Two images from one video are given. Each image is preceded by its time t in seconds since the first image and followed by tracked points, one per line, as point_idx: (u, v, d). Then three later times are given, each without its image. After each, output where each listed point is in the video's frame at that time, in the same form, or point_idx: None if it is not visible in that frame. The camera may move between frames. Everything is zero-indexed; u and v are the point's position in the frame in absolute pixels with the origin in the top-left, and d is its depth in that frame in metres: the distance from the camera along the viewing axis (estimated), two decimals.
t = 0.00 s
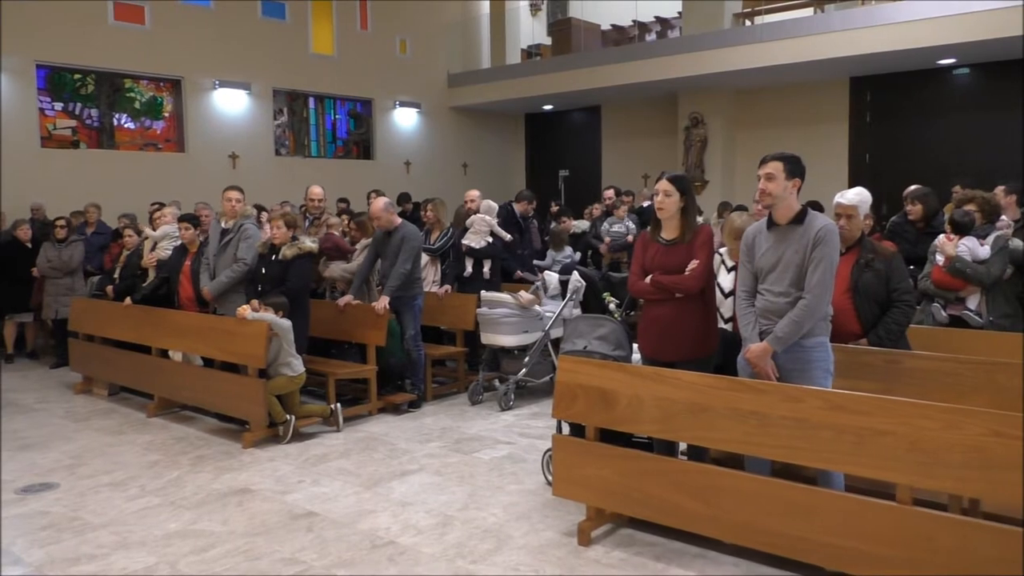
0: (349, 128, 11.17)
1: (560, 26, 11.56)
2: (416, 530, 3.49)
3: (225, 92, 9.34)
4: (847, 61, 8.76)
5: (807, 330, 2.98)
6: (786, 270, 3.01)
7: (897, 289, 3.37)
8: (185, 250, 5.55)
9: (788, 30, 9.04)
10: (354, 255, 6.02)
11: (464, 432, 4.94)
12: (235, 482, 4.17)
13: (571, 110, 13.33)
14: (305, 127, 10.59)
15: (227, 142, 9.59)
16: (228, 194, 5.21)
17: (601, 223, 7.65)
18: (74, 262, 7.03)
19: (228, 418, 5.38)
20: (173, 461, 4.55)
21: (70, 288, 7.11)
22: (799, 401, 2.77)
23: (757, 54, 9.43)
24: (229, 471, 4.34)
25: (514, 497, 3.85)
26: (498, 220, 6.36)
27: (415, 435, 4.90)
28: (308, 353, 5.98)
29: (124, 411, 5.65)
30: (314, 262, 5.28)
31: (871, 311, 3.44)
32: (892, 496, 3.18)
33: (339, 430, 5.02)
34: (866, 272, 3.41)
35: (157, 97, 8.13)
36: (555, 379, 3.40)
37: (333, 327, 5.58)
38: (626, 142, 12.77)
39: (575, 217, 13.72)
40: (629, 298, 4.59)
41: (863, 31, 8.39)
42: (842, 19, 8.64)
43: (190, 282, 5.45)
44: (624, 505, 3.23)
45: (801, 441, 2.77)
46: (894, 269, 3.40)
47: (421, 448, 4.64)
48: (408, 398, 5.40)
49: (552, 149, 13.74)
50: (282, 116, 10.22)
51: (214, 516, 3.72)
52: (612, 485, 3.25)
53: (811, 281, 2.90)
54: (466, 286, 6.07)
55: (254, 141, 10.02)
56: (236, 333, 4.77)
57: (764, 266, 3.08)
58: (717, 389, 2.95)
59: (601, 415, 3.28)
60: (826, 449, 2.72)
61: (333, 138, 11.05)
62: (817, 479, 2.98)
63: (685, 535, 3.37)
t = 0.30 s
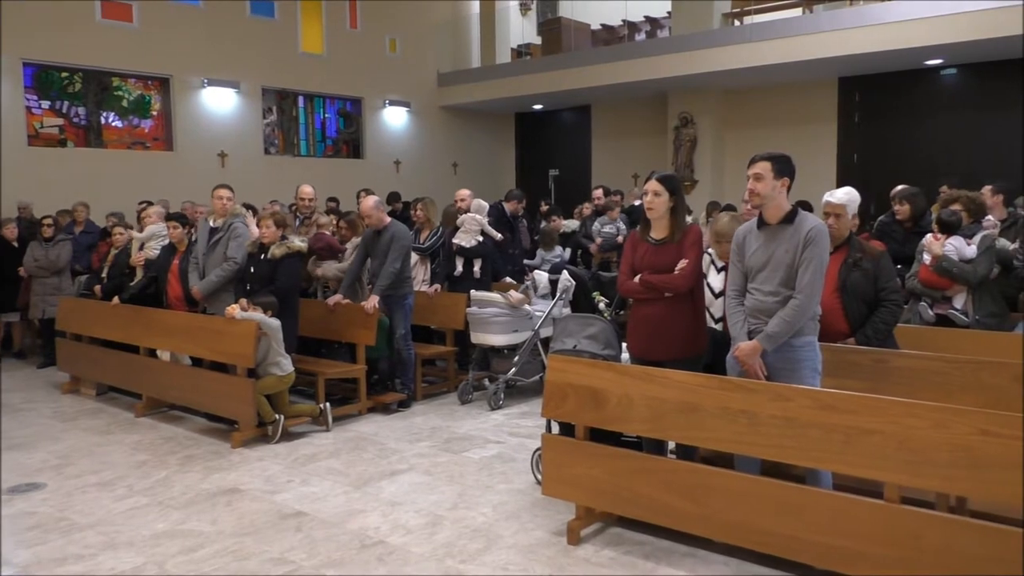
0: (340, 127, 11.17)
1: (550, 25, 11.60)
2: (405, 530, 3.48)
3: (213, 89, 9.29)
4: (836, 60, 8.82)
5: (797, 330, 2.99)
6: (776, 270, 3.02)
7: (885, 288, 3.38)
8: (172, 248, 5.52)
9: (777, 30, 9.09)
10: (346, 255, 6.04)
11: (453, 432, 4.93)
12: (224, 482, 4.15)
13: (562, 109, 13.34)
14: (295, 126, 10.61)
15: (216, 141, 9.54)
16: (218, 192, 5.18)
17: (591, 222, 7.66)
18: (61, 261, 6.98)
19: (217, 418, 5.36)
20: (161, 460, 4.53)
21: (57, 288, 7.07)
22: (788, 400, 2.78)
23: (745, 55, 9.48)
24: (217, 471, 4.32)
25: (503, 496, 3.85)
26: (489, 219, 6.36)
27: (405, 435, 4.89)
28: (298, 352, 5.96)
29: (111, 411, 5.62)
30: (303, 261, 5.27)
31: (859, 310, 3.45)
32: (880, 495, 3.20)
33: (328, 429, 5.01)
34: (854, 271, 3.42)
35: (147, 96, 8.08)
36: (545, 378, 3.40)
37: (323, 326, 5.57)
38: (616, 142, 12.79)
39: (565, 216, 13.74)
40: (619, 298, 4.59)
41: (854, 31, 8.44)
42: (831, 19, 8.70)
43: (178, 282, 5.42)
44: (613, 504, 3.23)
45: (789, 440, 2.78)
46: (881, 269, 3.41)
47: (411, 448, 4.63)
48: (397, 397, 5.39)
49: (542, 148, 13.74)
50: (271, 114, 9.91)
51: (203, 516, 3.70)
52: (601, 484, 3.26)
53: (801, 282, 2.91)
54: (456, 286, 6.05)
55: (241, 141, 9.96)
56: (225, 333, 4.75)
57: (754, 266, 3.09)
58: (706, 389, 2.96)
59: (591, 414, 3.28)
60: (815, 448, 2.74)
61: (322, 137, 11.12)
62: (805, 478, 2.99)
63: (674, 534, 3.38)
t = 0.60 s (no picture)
0: (329, 126, 11.00)
1: (539, 24, 11.56)
2: (394, 530, 3.47)
3: (200, 87, 9.23)
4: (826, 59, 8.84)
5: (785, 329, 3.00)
6: (764, 269, 3.03)
7: (873, 287, 3.39)
8: (160, 248, 5.49)
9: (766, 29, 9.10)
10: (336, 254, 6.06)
11: (442, 431, 4.92)
12: (211, 483, 4.13)
13: (552, 108, 13.32)
14: (284, 125, 10.37)
15: (204, 140, 9.46)
16: (205, 191, 5.13)
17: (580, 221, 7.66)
18: (47, 261, 6.86)
19: (205, 418, 5.33)
20: (149, 461, 4.50)
21: (42, 287, 6.92)
22: (777, 398, 2.78)
23: (733, 54, 9.50)
24: (205, 472, 4.30)
25: (492, 495, 3.84)
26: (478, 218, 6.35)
27: (394, 435, 4.88)
28: (286, 352, 5.94)
29: (99, 412, 5.58)
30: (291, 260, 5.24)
31: (848, 308, 3.47)
32: (868, 493, 3.21)
33: (317, 429, 4.98)
34: (842, 270, 3.43)
35: (132, 95, 8.69)
36: (534, 376, 3.40)
37: (311, 326, 5.54)
38: (605, 141, 12.79)
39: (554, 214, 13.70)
40: (608, 297, 4.59)
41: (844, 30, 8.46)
42: (819, 19, 8.74)
43: (166, 281, 5.38)
44: (602, 502, 3.23)
45: (777, 437, 2.79)
46: (869, 267, 3.43)
47: (400, 447, 4.62)
48: (387, 396, 5.38)
49: (532, 147, 13.72)
50: (260, 113, 10.00)
51: (191, 517, 3.68)
52: (590, 483, 3.26)
53: (790, 281, 2.91)
54: (446, 285, 6.05)
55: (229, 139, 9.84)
56: (212, 332, 4.72)
57: (743, 264, 3.10)
58: (694, 387, 2.96)
59: (579, 412, 3.28)
60: (801, 446, 2.74)
61: (312, 136, 10.80)
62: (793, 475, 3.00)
63: (663, 533, 3.38)
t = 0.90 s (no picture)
0: (313, 124, 11.03)
1: (525, 23, 11.56)
2: (379, 530, 3.46)
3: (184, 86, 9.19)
4: (809, 60, 8.92)
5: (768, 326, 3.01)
6: (748, 267, 3.03)
7: (857, 284, 3.41)
8: (143, 248, 5.45)
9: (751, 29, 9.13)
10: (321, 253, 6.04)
11: (428, 431, 4.91)
12: (196, 484, 4.10)
13: (537, 108, 13.33)
14: (269, 124, 10.43)
15: (188, 139, 9.41)
16: (189, 190, 5.09)
17: (565, 220, 7.68)
18: (29, 261, 6.78)
19: (189, 419, 5.30)
20: (132, 463, 4.47)
21: (24, 289, 6.92)
22: (760, 396, 2.80)
23: (717, 53, 9.54)
24: (189, 473, 4.27)
25: (478, 495, 3.84)
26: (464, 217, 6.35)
27: (380, 435, 4.87)
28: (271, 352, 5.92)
29: (82, 414, 5.54)
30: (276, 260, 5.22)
31: (832, 306, 3.48)
32: (850, 489, 3.23)
33: (303, 430, 4.97)
34: (826, 268, 3.46)
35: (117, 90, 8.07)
36: (519, 376, 3.40)
37: (296, 326, 5.53)
38: (590, 140, 12.82)
39: (540, 213, 13.69)
40: (593, 296, 4.60)
41: (821, 30, 8.62)
42: (803, 19, 8.81)
43: (149, 282, 5.34)
44: (588, 501, 3.23)
45: (761, 435, 2.80)
46: (852, 265, 3.46)
47: (386, 447, 4.60)
48: (372, 396, 5.36)
49: (517, 146, 13.72)
50: (245, 113, 10.02)
51: (175, 519, 3.65)
52: (575, 482, 3.26)
53: (774, 279, 2.93)
54: (432, 284, 6.04)
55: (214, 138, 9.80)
56: (196, 333, 4.70)
57: (726, 262, 3.10)
58: (679, 386, 2.97)
59: (564, 411, 3.28)
60: (785, 444, 2.76)
61: (297, 135, 10.84)
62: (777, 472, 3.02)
63: (648, 531, 3.39)
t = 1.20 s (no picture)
0: (295, 123, 10.87)
1: (507, 22, 11.55)
2: (360, 530, 3.44)
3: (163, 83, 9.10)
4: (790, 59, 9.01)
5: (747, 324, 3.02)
6: (727, 265, 3.04)
7: (837, 283, 3.42)
8: (121, 247, 5.38)
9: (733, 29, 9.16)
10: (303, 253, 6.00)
11: (410, 430, 4.89)
12: (175, 486, 4.07)
13: (519, 106, 13.32)
14: (250, 123, 10.26)
15: (168, 138, 9.32)
16: (165, 188, 5.01)
17: (548, 218, 7.70)
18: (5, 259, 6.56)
19: (168, 420, 5.25)
20: (110, 464, 4.42)
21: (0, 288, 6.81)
22: (740, 394, 2.80)
23: (698, 53, 9.57)
24: (168, 474, 4.23)
25: (460, 494, 3.83)
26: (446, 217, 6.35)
27: (362, 435, 4.84)
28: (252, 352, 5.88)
29: (59, 415, 5.47)
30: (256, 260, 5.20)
31: (811, 304, 3.49)
32: (830, 486, 3.25)
33: (283, 430, 4.93)
34: (806, 266, 3.46)
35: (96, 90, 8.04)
36: (499, 375, 3.39)
37: (277, 325, 5.49)
38: (572, 139, 12.84)
39: (523, 211, 13.68)
40: (575, 294, 4.60)
41: (800, 30, 8.70)
42: (784, 19, 8.87)
43: (127, 281, 5.28)
44: (569, 499, 3.23)
45: (741, 433, 2.81)
46: (833, 264, 3.45)
47: (367, 447, 4.58)
48: (354, 396, 5.34)
49: (500, 145, 13.71)
50: (225, 111, 9.90)
51: (153, 521, 3.61)
52: (556, 481, 3.26)
53: (753, 277, 2.94)
54: (414, 283, 6.02)
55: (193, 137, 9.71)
56: (175, 333, 4.65)
57: (705, 261, 3.11)
58: (659, 383, 2.98)
59: (545, 410, 3.27)
60: (764, 441, 2.77)
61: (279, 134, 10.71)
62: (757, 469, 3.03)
63: (629, 529, 3.39)
